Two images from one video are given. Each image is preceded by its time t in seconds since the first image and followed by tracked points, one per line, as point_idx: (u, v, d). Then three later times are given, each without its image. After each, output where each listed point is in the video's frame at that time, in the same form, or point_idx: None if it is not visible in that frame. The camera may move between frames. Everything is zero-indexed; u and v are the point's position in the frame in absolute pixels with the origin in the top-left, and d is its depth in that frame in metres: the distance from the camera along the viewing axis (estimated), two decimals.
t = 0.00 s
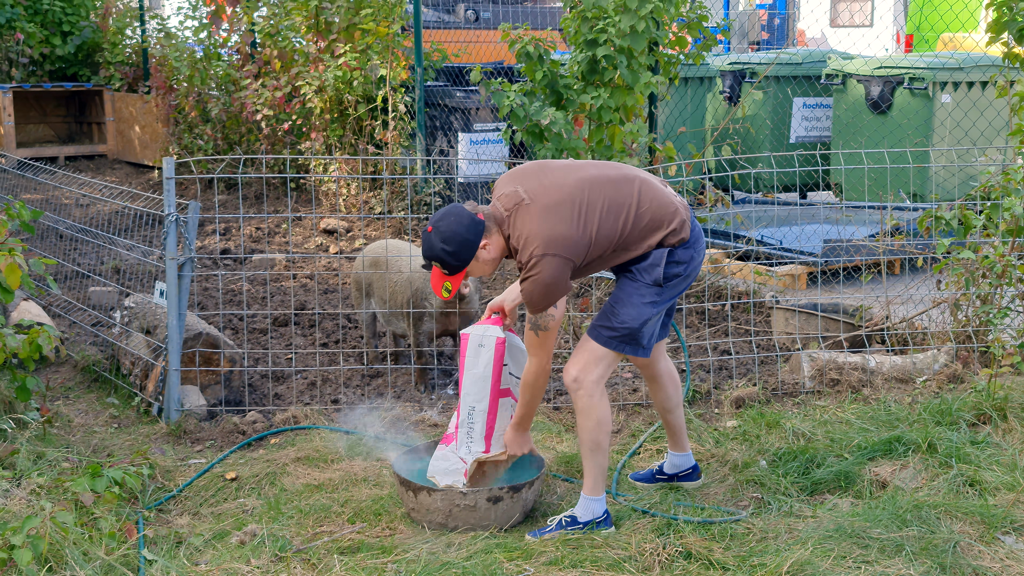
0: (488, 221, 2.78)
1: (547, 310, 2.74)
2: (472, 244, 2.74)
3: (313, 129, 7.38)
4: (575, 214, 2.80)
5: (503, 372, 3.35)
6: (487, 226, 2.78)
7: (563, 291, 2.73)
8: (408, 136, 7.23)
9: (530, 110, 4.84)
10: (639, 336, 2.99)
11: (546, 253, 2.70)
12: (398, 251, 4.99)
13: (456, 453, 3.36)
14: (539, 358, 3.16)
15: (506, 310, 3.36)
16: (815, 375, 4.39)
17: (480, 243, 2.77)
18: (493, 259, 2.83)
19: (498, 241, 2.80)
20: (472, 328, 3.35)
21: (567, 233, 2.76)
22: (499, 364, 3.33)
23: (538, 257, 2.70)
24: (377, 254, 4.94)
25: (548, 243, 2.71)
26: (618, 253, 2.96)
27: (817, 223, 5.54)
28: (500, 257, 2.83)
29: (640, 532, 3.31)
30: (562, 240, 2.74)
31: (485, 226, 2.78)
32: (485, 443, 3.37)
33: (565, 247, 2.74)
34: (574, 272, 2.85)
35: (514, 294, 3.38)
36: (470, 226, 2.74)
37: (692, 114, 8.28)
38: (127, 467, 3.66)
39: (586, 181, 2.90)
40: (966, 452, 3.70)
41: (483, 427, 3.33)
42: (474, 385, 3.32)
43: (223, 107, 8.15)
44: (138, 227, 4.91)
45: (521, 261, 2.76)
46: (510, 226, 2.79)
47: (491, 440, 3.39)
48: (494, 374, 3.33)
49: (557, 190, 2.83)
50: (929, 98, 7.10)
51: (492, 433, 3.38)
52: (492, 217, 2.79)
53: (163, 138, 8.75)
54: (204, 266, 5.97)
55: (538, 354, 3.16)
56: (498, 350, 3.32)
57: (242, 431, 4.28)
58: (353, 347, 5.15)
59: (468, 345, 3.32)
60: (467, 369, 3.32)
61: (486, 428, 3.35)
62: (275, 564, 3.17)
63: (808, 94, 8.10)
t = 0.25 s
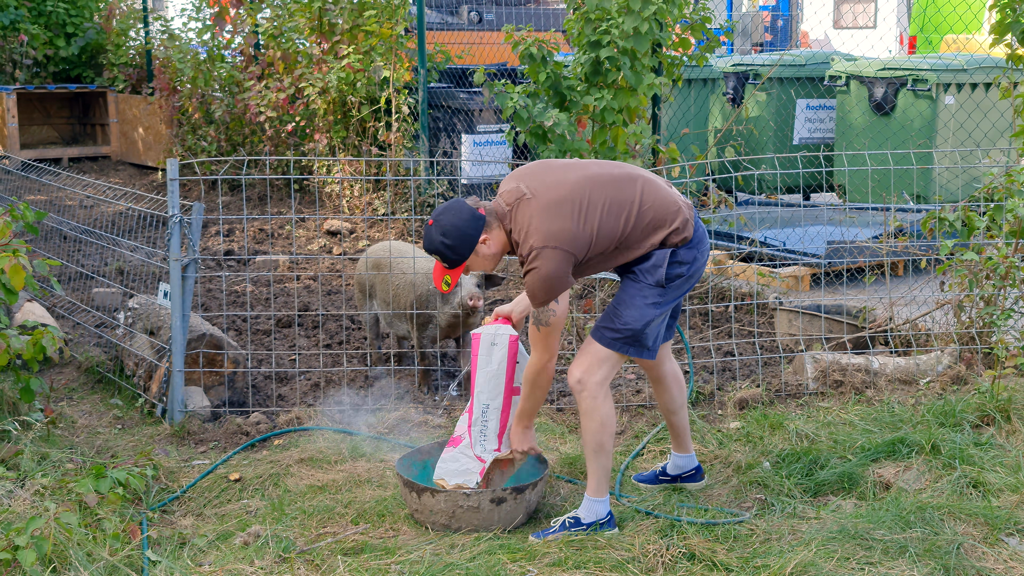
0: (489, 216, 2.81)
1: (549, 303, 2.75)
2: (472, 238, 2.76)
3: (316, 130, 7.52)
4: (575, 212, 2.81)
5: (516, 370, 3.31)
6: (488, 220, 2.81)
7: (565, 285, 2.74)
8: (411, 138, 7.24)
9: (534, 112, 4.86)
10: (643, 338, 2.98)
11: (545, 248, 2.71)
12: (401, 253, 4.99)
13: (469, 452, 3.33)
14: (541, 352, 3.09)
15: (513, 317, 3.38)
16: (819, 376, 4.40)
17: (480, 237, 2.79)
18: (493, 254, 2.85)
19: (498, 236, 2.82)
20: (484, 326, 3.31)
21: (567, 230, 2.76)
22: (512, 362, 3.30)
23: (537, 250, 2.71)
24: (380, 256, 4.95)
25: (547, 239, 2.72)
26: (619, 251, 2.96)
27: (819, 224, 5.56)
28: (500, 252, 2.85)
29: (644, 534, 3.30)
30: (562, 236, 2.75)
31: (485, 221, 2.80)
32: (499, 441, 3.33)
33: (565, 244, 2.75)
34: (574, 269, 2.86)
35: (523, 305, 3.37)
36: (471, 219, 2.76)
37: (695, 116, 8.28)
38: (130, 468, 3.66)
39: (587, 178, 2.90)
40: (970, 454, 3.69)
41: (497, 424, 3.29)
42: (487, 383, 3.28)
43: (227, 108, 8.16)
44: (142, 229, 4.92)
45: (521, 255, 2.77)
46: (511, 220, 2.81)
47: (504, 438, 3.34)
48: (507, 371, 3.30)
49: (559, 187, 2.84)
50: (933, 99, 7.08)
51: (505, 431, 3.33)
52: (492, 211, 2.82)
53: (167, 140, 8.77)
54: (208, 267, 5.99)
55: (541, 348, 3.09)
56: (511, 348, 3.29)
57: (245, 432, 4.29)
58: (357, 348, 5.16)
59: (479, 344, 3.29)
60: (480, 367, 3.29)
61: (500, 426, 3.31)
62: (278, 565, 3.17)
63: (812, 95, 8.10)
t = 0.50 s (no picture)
0: (488, 190, 2.81)
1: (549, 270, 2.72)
2: (468, 210, 2.77)
3: (319, 132, 7.54)
4: (575, 190, 2.83)
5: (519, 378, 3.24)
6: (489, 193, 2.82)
7: (561, 255, 2.72)
8: (414, 139, 7.24)
9: (536, 113, 4.87)
10: (645, 339, 2.98)
11: (541, 214, 2.74)
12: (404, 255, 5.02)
13: (469, 458, 3.27)
14: (565, 318, 2.79)
15: (516, 325, 3.32)
16: (821, 377, 4.41)
17: (477, 211, 2.79)
18: (491, 229, 2.85)
19: (496, 211, 2.83)
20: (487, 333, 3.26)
21: (564, 204, 2.79)
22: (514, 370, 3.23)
23: (532, 219, 2.74)
24: (383, 258, 4.97)
25: (543, 208, 2.75)
26: (618, 238, 2.96)
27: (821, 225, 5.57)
28: (498, 228, 2.85)
29: (646, 534, 3.30)
30: (559, 208, 2.77)
31: (484, 195, 2.80)
32: (499, 449, 3.26)
33: (561, 217, 2.77)
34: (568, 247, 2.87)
35: (524, 315, 3.30)
36: (469, 192, 2.77)
37: (698, 117, 8.31)
38: (133, 469, 3.67)
39: (593, 161, 2.93)
40: (972, 455, 3.69)
41: (497, 432, 3.22)
42: (488, 391, 3.21)
43: (230, 109, 8.18)
44: (145, 230, 4.93)
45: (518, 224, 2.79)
46: (511, 193, 2.84)
47: (504, 447, 3.27)
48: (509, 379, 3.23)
49: (562, 165, 2.87)
50: (935, 100, 7.12)
51: (505, 438, 3.27)
52: (493, 185, 2.82)
53: (170, 141, 8.78)
54: (211, 268, 6.00)
55: (564, 313, 2.78)
56: (514, 356, 3.22)
57: (248, 433, 4.29)
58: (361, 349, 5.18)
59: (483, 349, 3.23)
60: (481, 374, 3.22)
61: (500, 434, 3.25)
62: (281, 566, 3.18)
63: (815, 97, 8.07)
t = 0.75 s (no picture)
0: (488, 166, 2.84)
1: (526, 239, 2.80)
2: (463, 183, 2.82)
3: (322, 132, 7.54)
4: (571, 168, 2.88)
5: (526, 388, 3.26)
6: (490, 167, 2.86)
7: (541, 229, 2.79)
8: (416, 139, 7.24)
9: (538, 113, 4.87)
10: (644, 340, 2.99)
11: (532, 181, 2.79)
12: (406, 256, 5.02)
13: (475, 469, 3.25)
14: (533, 287, 2.85)
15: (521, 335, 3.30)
16: (823, 378, 4.41)
17: (473, 185, 2.83)
18: (487, 205, 2.88)
19: (493, 187, 2.85)
20: (494, 342, 3.26)
21: (556, 177, 2.84)
22: (522, 379, 3.25)
23: (522, 184, 2.80)
24: (386, 259, 4.98)
25: (535, 177, 2.81)
26: (613, 225, 2.97)
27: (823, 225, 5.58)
28: (494, 203, 2.88)
29: (648, 534, 3.30)
30: (551, 182, 2.82)
31: (482, 170, 2.83)
32: (506, 458, 3.27)
33: (550, 189, 2.82)
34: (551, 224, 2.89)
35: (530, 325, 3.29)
36: (467, 166, 2.80)
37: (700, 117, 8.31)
38: (136, 469, 3.67)
39: (600, 149, 2.98)
40: (975, 455, 3.69)
41: (507, 441, 3.23)
42: (498, 400, 3.22)
43: (232, 110, 8.19)
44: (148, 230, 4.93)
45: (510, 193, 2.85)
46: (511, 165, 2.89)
47: (511, 454, 3.29)
48: (517, 388, 3.25)
49: (565, 146, 2.94)
50: (937, 100, 7.09)
51: (513, 447, 3.28)
52: (494, 160, 2.85)
53: (172, 141, 8.79)
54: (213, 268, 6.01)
55: (533, 285, 2.84)
56: (522, 366, 3.24)
57: (250, 433, 4.29)
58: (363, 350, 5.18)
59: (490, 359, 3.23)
60: (490, 384, 3.23)
61: (509, 443, 3.25)
62: (283, 566, 3.18)
63: (816, 97, 8.14)
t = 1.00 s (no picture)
0: (490, 167, 2.90)
1: (496, 244, 2.87)
2: (464, 181, 2.88)
3: (323, 133, 7.53)
4: (557, 176, 2.90)
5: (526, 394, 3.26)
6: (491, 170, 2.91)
7: (513, 235, 2.85)
8: (418, 139, 7.24)
9: (540, 114, 4.87)
10: (636, 346, 2.97)
11: (509, 194, 2.84)
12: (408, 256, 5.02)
13: (473, 474, 3.30)
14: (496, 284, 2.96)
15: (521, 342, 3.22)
16: (825, 379, 4.41)
17: (474, 184, 2.89)
18: (487, 204, 2.95)
19: (493, 188, 2.91)
20: (493, 349, 3.23)
21: (538, 187, 2.87)
22: (521, 387, 3.25)
23: (504, 194, 2.86)
24: (388, 259, 4.98)
25: (517, 187, 2.85)
26: (599, 234, 2.98)
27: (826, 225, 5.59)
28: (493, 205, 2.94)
29: (650, 535, 3.30)
30: (531, 192, 2.86)
31: (485, 170, 2.89)
32: (505, 464, 3.32)
33: (531, 199, 2.86)
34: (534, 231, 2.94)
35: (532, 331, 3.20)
36: (470, 165, 2.87)
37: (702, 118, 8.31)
38: (137, 470, 3.67)
39: (592, 156, 2.97)
40: (976, 456, 3.69)
41: (505, 449, 3.27)
42: (497, 408, 3.24)
43: (234, 111, 8.18)
44: (149, 231, 4.94)
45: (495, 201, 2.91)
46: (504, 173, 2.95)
47: (509, 460, 3.33)
48: (516, 396, 3.25)
49: (555, 155, 2.96)
50: (939, 101, 7.09)
51: (511, 453, 3.32)
52: (493, 163, 2.91)
53: (173, 142, 8.79)
54: (215, 269, 6.01)
55: (496, 284, 2.96)
56: (521, 373, 3.23)
57: (252, 434, 4.29)
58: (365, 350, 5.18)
59: (489, 367, 3.22)
60: (489, 392, 3.23)
61: (507, 450, 3.29)
62: (285, 567, 3.17)
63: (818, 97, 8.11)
